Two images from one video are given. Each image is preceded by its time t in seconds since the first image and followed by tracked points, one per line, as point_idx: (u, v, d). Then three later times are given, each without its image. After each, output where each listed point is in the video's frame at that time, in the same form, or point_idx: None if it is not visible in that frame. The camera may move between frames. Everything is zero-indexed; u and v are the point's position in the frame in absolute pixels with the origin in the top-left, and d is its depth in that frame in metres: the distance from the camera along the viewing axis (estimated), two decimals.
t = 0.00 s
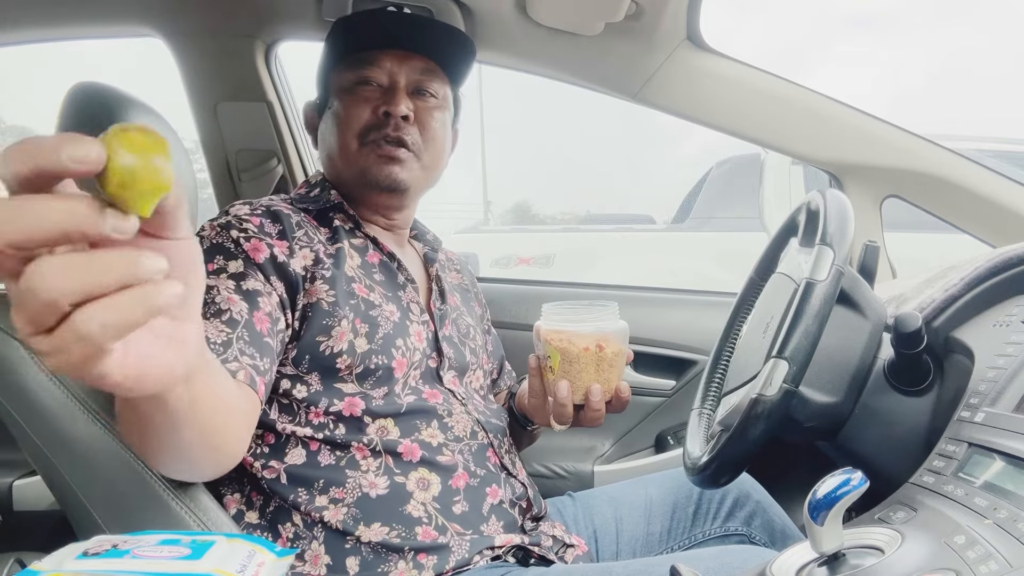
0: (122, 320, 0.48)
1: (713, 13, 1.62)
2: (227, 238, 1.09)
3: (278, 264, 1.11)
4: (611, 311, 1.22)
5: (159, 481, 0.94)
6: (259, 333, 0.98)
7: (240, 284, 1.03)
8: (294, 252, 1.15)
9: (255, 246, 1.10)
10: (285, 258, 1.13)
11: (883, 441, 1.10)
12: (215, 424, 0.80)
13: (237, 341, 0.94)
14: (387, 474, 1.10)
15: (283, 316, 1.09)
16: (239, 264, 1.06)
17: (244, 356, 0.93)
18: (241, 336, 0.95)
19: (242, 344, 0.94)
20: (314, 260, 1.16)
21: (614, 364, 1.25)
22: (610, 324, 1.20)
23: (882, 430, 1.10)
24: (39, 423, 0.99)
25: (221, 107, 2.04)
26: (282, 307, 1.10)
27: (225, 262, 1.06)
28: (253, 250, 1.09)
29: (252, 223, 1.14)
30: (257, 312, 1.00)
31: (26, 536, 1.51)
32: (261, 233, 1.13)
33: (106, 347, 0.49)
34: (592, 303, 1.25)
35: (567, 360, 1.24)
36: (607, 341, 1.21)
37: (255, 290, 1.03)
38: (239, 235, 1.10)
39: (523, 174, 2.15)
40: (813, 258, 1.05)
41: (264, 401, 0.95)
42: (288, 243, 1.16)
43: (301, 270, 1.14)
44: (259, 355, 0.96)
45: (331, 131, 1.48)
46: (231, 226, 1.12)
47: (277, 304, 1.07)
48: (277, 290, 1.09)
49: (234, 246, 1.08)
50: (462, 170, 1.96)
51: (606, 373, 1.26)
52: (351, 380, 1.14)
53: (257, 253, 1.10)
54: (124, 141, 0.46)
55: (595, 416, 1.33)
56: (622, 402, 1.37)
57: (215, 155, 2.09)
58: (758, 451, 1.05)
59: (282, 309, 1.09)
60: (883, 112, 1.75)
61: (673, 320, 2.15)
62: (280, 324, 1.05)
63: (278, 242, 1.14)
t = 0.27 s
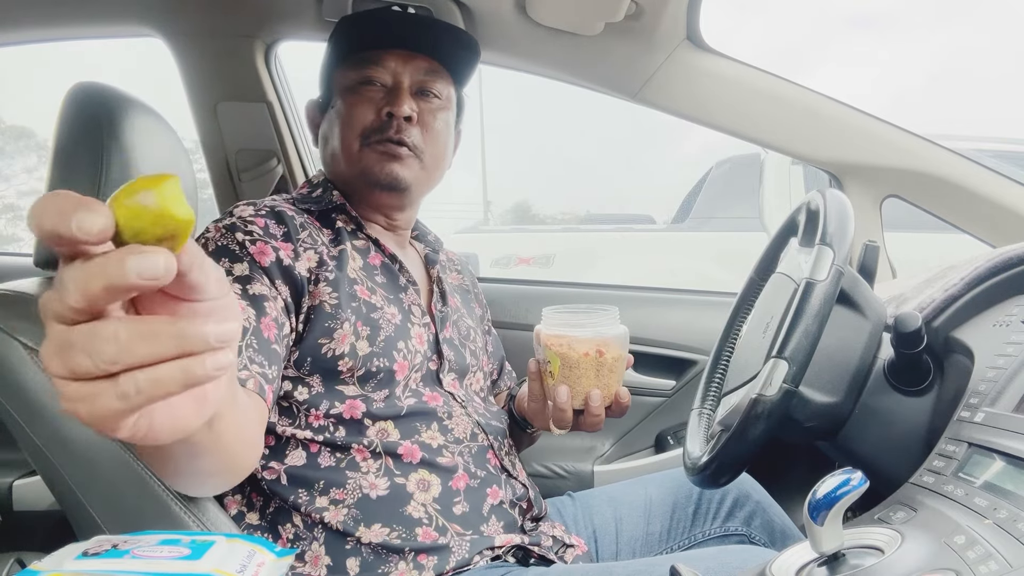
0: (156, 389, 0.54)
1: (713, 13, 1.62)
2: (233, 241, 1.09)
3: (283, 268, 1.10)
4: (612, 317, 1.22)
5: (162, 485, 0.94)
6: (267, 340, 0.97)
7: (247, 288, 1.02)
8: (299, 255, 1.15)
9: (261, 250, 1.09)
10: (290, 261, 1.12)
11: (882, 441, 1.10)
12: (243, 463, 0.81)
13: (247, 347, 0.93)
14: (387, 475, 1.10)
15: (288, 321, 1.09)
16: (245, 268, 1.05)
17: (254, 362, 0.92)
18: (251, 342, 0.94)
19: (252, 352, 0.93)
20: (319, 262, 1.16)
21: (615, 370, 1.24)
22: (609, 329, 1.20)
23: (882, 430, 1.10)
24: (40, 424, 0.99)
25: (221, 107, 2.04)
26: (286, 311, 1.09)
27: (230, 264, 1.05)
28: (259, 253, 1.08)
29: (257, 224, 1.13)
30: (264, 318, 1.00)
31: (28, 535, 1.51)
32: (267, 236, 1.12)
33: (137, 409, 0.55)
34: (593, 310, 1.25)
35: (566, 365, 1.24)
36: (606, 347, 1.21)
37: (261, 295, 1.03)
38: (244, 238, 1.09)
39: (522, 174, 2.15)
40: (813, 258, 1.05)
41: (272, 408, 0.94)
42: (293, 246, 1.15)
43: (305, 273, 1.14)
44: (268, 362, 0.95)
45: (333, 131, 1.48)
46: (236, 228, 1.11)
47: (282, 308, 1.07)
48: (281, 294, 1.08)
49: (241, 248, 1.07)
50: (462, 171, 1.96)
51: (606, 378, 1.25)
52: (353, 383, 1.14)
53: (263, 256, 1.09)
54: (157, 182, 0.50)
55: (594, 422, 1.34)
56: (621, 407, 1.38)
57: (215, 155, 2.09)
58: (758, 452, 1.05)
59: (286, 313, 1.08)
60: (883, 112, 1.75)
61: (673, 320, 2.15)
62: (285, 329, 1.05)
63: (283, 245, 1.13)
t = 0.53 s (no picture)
0: (115, 353, 0.55)
1: (713, 13, 1.62)
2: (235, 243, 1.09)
3: (284, 270, 1.11)
4: (612, 318, 1.22)
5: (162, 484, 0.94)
6: (269, 341, 0.97)
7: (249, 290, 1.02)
8: (301, 257, 1.15)
9: (263, 252, 1.09)
10: (291, 263, 1.12)
11: (882, 441, 1.10)
12: (254, 463, 0.84)
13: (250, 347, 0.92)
14: (387, 476, 1.10)
15: (290, 322, 1.09)
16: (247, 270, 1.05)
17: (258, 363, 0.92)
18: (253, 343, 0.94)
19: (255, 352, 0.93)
20: (320, 264, 1.17)
21: (615, 368, 1.24)
22: (609, 328, 1.20)
23: (881, 430, 1.10)
24: (39, 424, 0.99)
25: (222, 107, 2.04)
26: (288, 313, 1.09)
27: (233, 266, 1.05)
28: (261, 255, 1.09)
29: (259, 226, 1.14)
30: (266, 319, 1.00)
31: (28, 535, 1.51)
32: (269, 238, 1.12)
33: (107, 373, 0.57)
34: (592, 311, 1.25)
35: (566, 366, 1.24)
36: (606, 347, 1.21)
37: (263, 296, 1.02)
38: (246, 240, 1.10)
39: (522, 174, 2.15)
40: (813, 258, 1.05)
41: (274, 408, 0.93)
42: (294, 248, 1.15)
43: (307, 275, 1.14)
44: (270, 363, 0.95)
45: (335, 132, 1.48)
46: (238, 231, 1.11)
47: (284, 310, 1.07)
48: (283, 295, 1.08)
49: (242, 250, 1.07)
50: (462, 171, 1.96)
51: (605, 379, 1.25)
52: (353, 385, 1.14)
53: (265, 259, 1.09)
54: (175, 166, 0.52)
55: (593, 422, 1.34)
56: (621, 407, 1.38)
57: (216, 155, 2.10)
58: (758, 452, 1.05)
59: (288, 315, 1.08)
60: (882, 112, 1.75)
61: (673, 320, 2.15)
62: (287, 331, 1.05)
63: (286, 247, 1.13)
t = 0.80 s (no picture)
0: (79, 275, 0.60)
1: (712, 13, 1.62)
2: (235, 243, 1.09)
3: (284, 270, 1.11)
4: (611, 318, 1.23)
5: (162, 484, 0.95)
6: (270, 340, 0.97)
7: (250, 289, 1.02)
8: (301, 257, 1.15)
9: (263, 252, 1.09)
10: (291, 264, 1.12)
11: (882, 441, 1.10)
12: (240, 461, 0.80)
13: (251, 345, 0.92)
14: (387, 476, 1.10)
15: (290, 323, 1.08)
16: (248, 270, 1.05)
17: (258, 363, 0.91)
18: (254, 342, 0.93)
19: (256, 351, 0.92)
20: (321, 265, 1.16)
21: (614, 369, 1.25)
22: (609, 329, 1.21)
23: (881, 430, 1.10)
24: (39, 424, 0.99)
25: (221, 107, 2.04)
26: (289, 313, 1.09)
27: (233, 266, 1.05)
28: (261, 255, 1.09)
29: (259, 227, 1.14)
30: (267, 319, 0.99)
31: (28, 535, 1.51)
32: (268, 239, 1.13)
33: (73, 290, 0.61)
34: (592, 312, 1.25)
35: (566, 367, 1.24)
36: (605, 347, 1.21)
37: (264, 297, 1.02)
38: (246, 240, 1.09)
39: (522, 174, 2.15)
40: (813, 258, 1.05)
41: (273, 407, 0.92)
42: (294, 248, 1.15)
43: (308, 276, 1.14)
44: (270, 362, 0.94)
45: (336, 132, 1.48)
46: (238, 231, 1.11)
47: (285, 310, 1.07)
48: (284, 296, 1.08)
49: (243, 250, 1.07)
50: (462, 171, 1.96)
51: (605, 380, 1.25)
52: (354, 386, 1.14)
53: (265, 259, 1.09)
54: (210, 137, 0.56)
55: (593, 423, 1.31)
56: (620, 408, 1.38)
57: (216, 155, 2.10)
58: (758, 452, 1.05)
59: (288, 315, 1.08)
60: (882, 112, 1.75)
61: (673, 320, 2.15)
62: (288, 332, 1.05)
63: (285, 248, 1.14)
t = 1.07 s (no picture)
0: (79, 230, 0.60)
1: (712, 13, 1.62)
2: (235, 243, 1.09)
3: (284, 270, 1.11)
4: (610, 322, 1.23)
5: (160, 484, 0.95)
6: (269, 341, 0.97)
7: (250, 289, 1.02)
8: (300, 257, 1.15)
9: (263, 252, 1.09)
10: (291, 264, 1.12)
11: (882, 440, 1.10)
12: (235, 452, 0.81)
13: (250, 344, 0.92)
14: (387, 476, 1.10)
15: (290, 323, 1.08)
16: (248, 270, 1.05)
17: (257, 362, 0.91)
18: (253, 342, 0.93)
19: (255, 351, 0.92)
20: (321, 266, 1.17)
21: (612, 376, 1.25)
22: (608, 334, 1.21)
23: (881, 430, 1.10)
24: (38, 423, 0.99)
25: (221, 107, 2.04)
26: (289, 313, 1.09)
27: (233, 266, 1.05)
28: (261, 255, 1.09)
29: (259, 227, 1.14)
30: (266, 319, 0.99)
31: (27, 536, 1.51)
32: (268, 238, 1.13)
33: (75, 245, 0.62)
34: (592, 316, 1.25)
35: (565, 369, 1.24)
36: (605, 351, 1.21)
37: (263, 297, 1.02)
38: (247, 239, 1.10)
39: (522, 174, 2.15)
40: (813, 258, 1.05)
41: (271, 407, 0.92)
42: (294, 248, 1.16)
43: (308, 276, 1.14)
44: (269, 361, 0.94)
45: (338, 131, 1.48)
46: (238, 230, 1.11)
47: (285, 310, 1.07)
48: (284, 296, 1.08)
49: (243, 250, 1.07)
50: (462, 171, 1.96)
51: (603, 384, 1.26)
52: (354, 388, 1.14)
53: (265, 259, 1.09)
54: (216, 102, 0.55)
55: (592, 427, 1.33)
56: (618, 413, 1.38)
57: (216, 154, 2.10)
58: (758, 452, 1.05)
59: (289, 315, 1.08)
60: (882, 112, 1.75)
61: (673, 320, 2.15)
62: (287, 332, 1.05)
63: (285, 248, 1.14)
